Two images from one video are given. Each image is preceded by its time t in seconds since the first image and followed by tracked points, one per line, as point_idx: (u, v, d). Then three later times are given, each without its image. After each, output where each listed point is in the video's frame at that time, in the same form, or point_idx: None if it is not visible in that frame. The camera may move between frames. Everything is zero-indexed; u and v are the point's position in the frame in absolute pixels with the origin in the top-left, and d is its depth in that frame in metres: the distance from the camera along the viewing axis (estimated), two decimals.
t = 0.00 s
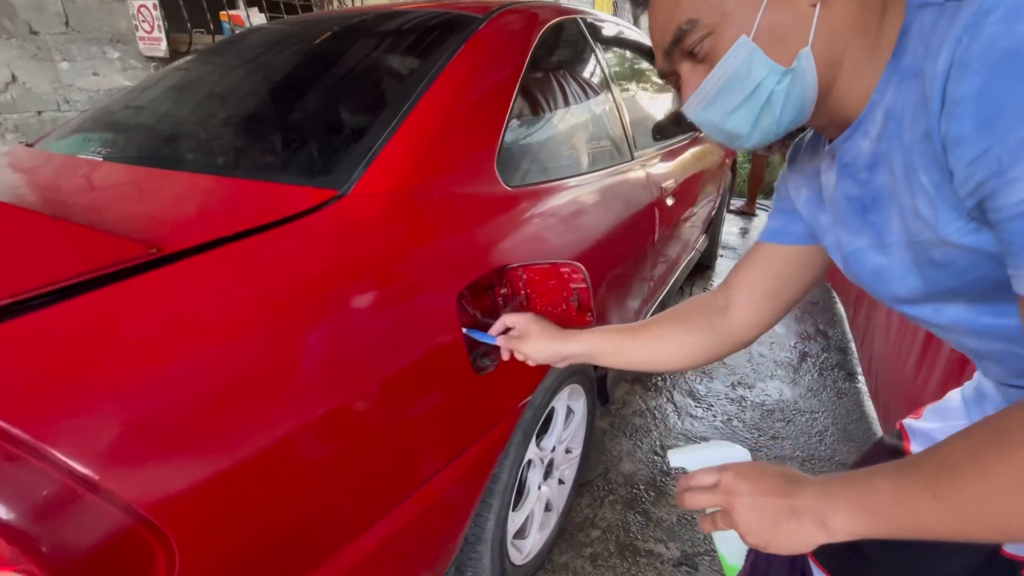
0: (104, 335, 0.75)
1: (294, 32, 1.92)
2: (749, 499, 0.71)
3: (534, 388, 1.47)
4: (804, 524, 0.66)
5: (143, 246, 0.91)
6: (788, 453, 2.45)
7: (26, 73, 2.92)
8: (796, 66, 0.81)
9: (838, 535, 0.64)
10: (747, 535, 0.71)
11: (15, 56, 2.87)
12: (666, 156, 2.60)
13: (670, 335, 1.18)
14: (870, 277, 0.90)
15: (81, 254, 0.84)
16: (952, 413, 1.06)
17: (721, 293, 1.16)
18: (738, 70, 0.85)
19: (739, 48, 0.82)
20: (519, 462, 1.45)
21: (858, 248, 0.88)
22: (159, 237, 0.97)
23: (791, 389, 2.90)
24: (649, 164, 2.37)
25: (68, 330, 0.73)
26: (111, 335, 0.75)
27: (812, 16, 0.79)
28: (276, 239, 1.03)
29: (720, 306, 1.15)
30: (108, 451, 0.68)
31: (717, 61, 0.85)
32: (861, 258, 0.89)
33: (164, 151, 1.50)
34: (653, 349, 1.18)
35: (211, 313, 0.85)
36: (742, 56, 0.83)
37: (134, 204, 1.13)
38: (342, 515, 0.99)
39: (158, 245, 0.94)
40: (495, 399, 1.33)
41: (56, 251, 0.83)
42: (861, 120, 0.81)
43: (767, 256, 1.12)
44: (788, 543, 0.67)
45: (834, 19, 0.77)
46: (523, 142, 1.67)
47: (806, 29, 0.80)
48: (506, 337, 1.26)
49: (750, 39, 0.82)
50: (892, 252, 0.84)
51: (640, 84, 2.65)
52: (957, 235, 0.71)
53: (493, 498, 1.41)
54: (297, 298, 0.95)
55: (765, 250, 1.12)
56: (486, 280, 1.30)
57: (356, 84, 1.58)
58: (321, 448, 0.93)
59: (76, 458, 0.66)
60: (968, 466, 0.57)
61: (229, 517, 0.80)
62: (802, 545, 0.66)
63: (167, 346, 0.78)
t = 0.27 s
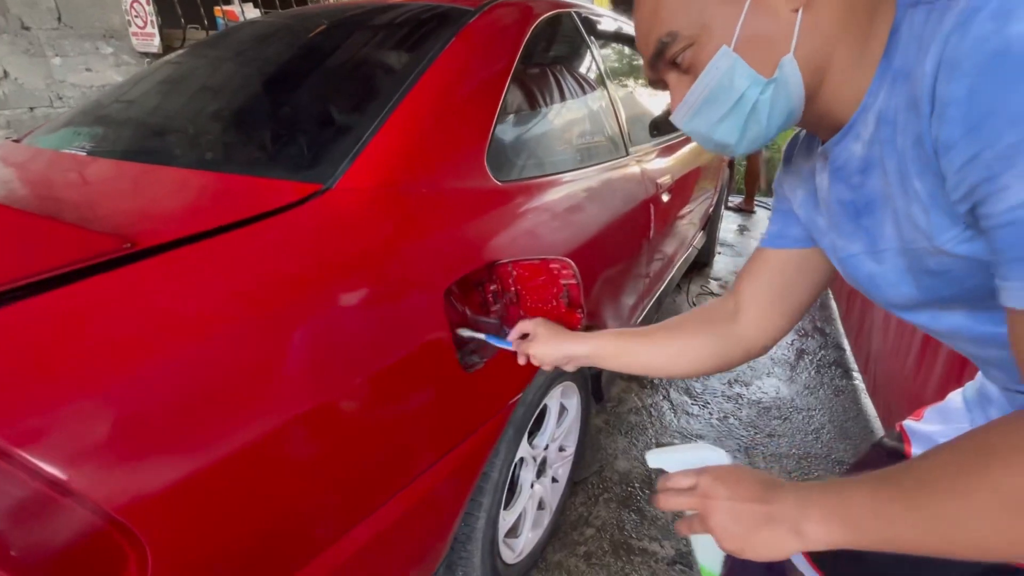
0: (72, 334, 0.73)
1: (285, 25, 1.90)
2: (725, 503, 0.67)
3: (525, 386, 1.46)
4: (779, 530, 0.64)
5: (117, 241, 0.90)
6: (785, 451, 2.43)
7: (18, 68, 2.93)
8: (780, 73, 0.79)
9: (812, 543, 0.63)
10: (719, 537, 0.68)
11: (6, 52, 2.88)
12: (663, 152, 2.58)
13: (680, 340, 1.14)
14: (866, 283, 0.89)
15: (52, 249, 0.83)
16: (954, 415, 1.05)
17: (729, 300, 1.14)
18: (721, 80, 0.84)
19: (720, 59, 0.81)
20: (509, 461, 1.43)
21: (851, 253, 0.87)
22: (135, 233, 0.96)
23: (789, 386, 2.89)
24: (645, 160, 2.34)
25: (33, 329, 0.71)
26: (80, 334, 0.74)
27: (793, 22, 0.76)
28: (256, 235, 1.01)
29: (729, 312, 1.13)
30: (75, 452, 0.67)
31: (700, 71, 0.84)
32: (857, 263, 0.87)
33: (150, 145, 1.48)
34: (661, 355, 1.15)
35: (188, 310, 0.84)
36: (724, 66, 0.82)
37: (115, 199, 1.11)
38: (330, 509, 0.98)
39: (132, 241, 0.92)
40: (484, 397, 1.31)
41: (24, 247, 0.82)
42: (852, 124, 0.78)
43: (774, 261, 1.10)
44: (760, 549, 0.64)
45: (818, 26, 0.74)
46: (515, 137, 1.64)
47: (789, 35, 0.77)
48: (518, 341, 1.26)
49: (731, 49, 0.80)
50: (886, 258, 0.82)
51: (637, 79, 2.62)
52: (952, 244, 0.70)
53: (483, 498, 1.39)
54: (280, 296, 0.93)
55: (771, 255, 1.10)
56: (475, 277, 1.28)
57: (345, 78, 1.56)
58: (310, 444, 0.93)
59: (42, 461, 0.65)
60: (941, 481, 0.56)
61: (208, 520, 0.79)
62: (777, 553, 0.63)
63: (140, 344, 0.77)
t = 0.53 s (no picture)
0: (53, 339, 0.73)
1: (278, 25, 1.90)
2: (629, 465, 0.74)
3: (515, 387, 1.46)
4: (670, 493, 0.69)
5: (98, 245, 0.89)
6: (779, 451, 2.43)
7: (13, 68, 2.93)
8: (754, 84, 0.80)
9: (697, 509, 0.68)
10: (620, 497, 0.73)
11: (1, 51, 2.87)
12: (659, 151, 2.57)
13: (732, 352, 1.14)
14: (858, 285, 0.90)
15: (33, 251, 0.82)
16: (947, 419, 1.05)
17: (765, 311, 1.16)
18: (698, 91, 0.87)
19: (694, 72, 0.83)
20: (499, 462, 1.43)
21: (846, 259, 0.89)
22: (120, 233, 0.95)
23: (784, 387, 2.88)
24: (640, 160, 2.34)
25: (11, 334, 0.71)
26: (61, 338, 0.73)
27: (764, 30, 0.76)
28: (242, 236, 1.01)
29: (767, 322, 1.15)
30: (56, 455, 0.68)
31: (679, 82, 0.87)
32: (848, 265, 0.89)
33: (142, 145, 1.48)
34: (711, 366, 1.15)
35: (173, 311, 0.84)
36: (698, 79, 0.85)
37: (103, 199, 1.11)
38: (322, 507, 0.99)
39: (114, 243, 0.92)
40: (475, 398, 1.31)
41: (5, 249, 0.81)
42: (829, 130, 0.77)
43: (796, 273, 1.13)
44: (651, 510, 0.70)
45: (788, 36, 0.75)
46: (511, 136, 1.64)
47: (761, 45, 0.78)
48: (546, 349, 1.29)
49: (703, 63, 0.82)
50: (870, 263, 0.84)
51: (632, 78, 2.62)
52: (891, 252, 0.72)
53: (473, 498, 1.39)
54: (267, 297, 0.93)
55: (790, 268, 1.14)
56: (465, 278, 1.28)
57: (337, 78, 1.56)
58: (301, 443, 0.93)
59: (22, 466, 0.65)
60: (842, 461, 0.60)
61: (196, 522, 0.79)
62: (666, 515, 0.69)
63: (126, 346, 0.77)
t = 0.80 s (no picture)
0: (43, 345, 0.71)
1: (277, 24, 1.89)
2: (551, 401, 0.90)
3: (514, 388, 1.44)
4: (579, 428, 0.86)
5: (91, 245, 0.88)
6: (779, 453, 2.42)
7: (11, 67, 2.92)
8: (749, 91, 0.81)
9: (598, 444, 0.83)
10: (541, 427, 0.91)
11: None
12: (659, 151, 2.56)
13: (757, 357, 1.20)
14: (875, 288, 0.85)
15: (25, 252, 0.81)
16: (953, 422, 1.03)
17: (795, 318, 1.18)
18: (695, 98, 0.89)
19: (691, 80, 0.85)
20: (498, 464, 1.42)
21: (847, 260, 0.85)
22: (114, 234, 0.94)
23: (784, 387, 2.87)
24: (640, 160, 2.33)
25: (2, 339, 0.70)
26: (52, 342, 0.72)
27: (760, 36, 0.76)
28: (235, 237, 0.99)
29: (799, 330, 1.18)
30: (51, 459, 0.67)
31: (676, 89, 0.89)
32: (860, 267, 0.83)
33: (138, 145, 1.47)
34: (740, 373, 1.20)
35: (164, 314, 0.82)
36: (695, 87, 0.86)
37: (98, 199, 1.10)
38: (321, 510, 0.98)
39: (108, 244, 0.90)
40: (473, 400, 1.30)
41: None
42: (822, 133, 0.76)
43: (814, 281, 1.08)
44: (563, 442, 0.87)
45: (784, 42, 0.73)
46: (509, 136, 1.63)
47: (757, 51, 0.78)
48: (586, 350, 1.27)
49: (700, 72, 0.84)
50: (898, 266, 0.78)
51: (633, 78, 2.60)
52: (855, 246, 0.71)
53: (473, 500, 1.38)
54: (258, 300, 0.91)
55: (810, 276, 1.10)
56: (463, 278, 1.27)
57: (335, 77, 1.55)
58: (298, 445, 0.92)
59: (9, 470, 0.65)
60: (711, 416, 0.69)
61: (188, 527, 0.78)
62: (574, 447, 0.86)
63: (114, 352, 0.75)
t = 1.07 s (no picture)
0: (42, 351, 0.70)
1: (278, 26, 1.88)
2: (541, 380, 0.93)
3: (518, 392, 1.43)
4: (567, 410, 0.87)
5: (96, 249, 0.87)
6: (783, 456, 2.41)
7: (12, 68, 2.91)
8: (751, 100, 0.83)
9: (584, 427, 0.84)
10: (532, 408, 0.93)
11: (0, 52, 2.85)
12: (661, 153, 2.55)
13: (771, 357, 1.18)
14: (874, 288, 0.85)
15: (27, 257, 0.80)
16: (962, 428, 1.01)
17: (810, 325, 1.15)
18: (700, 104, 0.91)
19: (695, 89, 0.87)
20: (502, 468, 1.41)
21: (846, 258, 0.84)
22: (117, 238, 0.93)
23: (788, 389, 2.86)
24: (643, 162, 2.32)
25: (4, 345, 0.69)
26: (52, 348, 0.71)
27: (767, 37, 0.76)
28: (238, 241, 0.98)
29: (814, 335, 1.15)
30: (49, 468, 0.66)
31: (681, 97, 0.92)
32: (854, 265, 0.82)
33: (140, 147, 1.46)
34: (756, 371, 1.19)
35: (165, 320, 0.81)
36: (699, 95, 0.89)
37: (99, 202, 1.09)
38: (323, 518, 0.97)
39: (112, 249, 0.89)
40: (478, 403, 1.29)
41: None
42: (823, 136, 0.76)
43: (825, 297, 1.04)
44: (552, 421, 0.88)
45: (791, 43, 0.73)
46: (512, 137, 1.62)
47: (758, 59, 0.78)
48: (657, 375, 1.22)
49: (702, 82, 0.86)
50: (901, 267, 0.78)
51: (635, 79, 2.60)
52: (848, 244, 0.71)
53: (477, 505, 1.37)
54: (260, 303, 0.90)
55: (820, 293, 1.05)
56: (468, 281, 1.27)
57: (337, 79, 1.54)
58: (301, 452, 0.91)
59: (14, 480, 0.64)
60: (685, 403, 0.68)
61: (187, 535, 0.77)
62: (561, 427, 0.87)
63: (114, 358, 0.74)
